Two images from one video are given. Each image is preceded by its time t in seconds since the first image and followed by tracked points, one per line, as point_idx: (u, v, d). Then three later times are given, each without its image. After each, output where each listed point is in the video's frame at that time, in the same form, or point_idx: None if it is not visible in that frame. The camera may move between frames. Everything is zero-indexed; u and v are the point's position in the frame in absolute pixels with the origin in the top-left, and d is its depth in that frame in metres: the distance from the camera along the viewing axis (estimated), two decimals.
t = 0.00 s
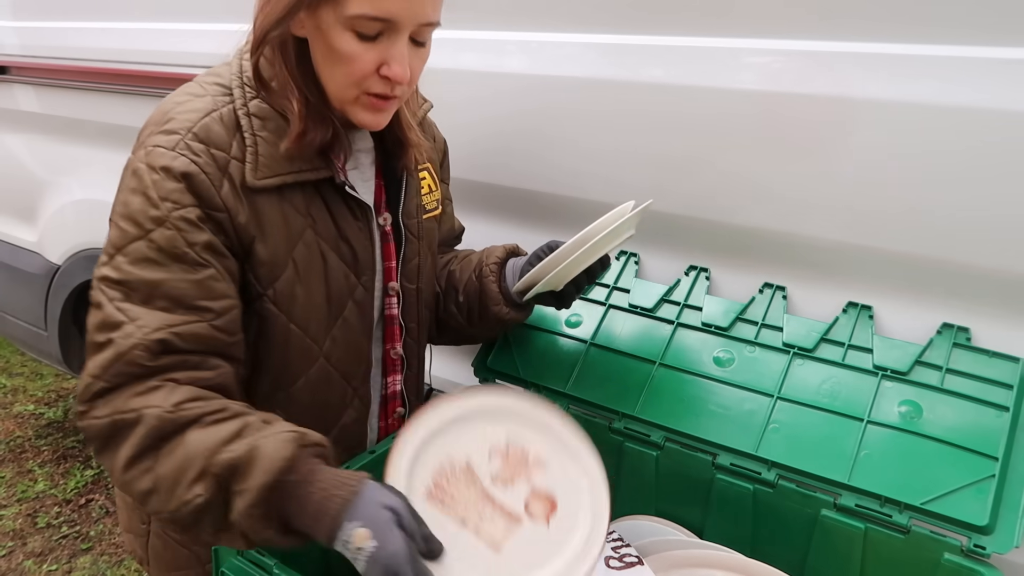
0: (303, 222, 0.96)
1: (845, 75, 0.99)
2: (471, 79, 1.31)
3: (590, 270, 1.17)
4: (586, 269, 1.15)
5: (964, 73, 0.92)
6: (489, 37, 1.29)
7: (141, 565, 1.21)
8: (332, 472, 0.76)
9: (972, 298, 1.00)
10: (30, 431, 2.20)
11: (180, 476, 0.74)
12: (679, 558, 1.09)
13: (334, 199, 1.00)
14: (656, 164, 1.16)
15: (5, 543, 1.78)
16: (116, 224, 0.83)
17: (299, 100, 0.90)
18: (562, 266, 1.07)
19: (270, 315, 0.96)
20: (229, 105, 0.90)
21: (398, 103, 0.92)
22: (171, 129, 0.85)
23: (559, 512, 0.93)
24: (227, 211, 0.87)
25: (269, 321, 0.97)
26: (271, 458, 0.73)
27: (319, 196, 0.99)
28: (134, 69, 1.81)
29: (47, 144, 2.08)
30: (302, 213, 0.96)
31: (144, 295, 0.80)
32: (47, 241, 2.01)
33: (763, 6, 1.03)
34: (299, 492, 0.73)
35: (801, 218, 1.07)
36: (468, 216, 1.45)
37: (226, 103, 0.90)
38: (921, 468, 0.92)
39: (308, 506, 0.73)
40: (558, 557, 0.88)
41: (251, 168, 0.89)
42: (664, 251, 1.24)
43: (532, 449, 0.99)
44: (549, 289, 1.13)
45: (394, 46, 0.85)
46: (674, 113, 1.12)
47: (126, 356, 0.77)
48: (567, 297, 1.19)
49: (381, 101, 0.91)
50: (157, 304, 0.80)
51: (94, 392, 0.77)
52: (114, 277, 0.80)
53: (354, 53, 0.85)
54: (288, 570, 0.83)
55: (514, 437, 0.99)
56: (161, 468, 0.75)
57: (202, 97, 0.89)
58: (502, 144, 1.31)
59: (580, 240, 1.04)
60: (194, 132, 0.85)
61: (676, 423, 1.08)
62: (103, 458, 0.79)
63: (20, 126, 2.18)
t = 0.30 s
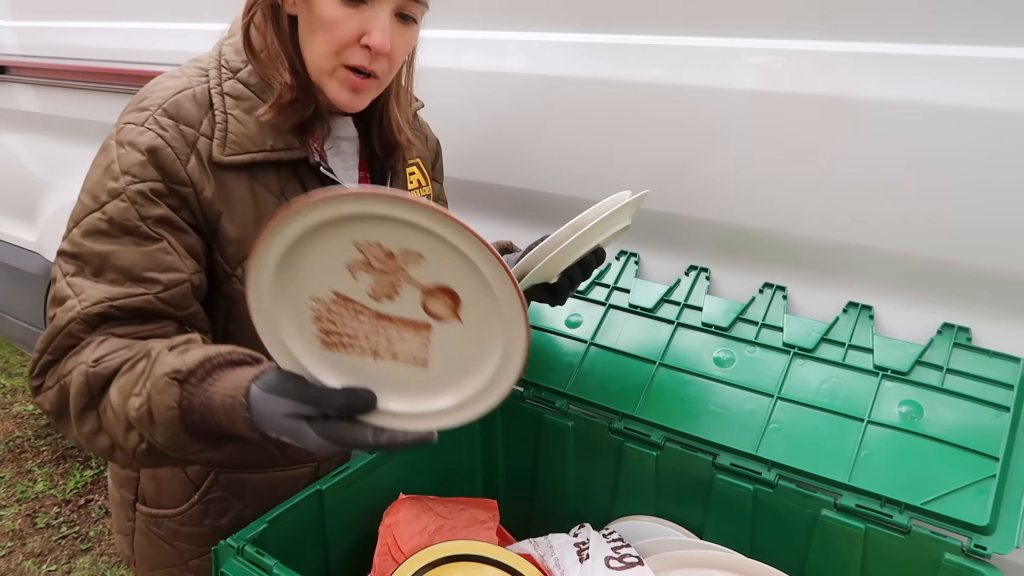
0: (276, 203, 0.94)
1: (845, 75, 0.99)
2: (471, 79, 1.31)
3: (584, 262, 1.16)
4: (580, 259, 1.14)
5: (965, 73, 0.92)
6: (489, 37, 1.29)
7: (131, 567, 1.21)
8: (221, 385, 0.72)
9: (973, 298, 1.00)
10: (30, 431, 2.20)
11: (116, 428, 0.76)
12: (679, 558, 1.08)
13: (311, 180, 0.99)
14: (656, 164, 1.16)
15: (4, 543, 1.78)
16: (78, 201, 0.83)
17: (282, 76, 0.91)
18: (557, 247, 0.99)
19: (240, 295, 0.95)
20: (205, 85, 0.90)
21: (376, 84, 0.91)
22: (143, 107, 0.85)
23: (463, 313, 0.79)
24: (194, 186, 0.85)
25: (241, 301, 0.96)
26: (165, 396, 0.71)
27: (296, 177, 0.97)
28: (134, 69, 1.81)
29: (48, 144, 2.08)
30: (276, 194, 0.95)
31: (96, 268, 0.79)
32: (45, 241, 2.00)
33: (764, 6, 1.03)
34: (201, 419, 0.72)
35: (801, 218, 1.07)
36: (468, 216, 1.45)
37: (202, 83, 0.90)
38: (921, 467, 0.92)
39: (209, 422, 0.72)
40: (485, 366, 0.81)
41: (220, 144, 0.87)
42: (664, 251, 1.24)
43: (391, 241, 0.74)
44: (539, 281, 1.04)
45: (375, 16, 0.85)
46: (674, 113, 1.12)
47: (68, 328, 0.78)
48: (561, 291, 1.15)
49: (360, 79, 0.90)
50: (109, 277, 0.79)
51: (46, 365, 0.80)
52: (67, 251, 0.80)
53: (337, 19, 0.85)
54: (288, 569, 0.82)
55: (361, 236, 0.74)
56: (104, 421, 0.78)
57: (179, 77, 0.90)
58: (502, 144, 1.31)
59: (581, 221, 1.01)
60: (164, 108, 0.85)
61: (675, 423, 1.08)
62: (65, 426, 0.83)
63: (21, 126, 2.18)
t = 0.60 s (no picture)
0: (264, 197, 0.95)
1: (846, 75, 0.99)
2: (471, 79, 1.31)
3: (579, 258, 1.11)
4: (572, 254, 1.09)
5: (965, 73, 0.92)
6: (489, 37, 1.29)
7: (128, 568, 1.21)
8: (194, 331, 0.76)
9: (973, 299, 1.00)
10: (30, 431, 2.20)
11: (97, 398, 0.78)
12: (680, 558, 1.08)
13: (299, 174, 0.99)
14: (656, 164, 1.16)
15: (4, 543, 1.78)
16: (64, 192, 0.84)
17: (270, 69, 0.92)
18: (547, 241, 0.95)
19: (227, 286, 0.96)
20: (191, 78, 0.91)
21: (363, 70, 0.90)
22: (130, 98, 0.86)
23: (425, 234, 0.79)
24: (180, 176, 0.86)
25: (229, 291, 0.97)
26: (139, 346, 0.74)
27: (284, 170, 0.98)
28: (134, 69, 1.82)
29: (47, 144, 2.08)
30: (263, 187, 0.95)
31: (81, 256, 0.81)
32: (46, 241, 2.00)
33: (765, 6, 1.03)
34: (177, 366, 0.75)
35: (801, 217, 1.07)
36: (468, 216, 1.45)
37: (189, 77, 0.91)
38: (921, 467, 0.92)
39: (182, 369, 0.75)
40: (458, 282, 0.81)
41: (205, 135, 0.88)
42: (664, 251, 1.25)
43: (344, 160, 0.76)
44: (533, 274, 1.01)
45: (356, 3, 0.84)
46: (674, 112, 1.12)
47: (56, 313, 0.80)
48: (553, 288, 1.11)
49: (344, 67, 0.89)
50: (95, 265, 0.82)
51: (32, 349, 0.84)
52: (52, 241, 0.82)
53: (318, 8, 0.84)
54: (288, 569, 0.82)
55: (316, 157, 0.77)
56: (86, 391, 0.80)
57: (167, 71, 0.91)
58: (502, 144, 1.31)
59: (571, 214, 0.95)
60: (150, 100, 0.85)
61: (675, 423, 1.08)
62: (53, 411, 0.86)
63: (20, 126, 2.18)
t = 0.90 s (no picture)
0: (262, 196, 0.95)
1: (845, 75, 0.99)
2: (471, 79, 1.31)
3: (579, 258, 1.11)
4: (570, 254, 1.09)
5: (965, 73, 0.92)
6: (489, 37, 1.29)
7: (128, 567, 1.21)
8: (201, 322, 0.76)
9: (973, 299, 1.00)
10: (30, 431, 2.20)
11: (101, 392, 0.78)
12: (680, 558, 1.08)
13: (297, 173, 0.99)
14: (656, 165, 1.16)
15: (4, 543, 1.78)
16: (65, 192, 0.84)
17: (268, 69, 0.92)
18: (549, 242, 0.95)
19: (226, 286, 0.96)
20: (190, 79, 0.91)
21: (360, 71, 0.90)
22: (129, 99, 0.86)
23: (433, 227, 0.79)
24: (179, 176, 0.86)
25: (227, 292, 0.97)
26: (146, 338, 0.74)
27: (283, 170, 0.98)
28: (134, 69, 1.82)
29: (47, 144, 2.08)
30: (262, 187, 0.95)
31: (83, 256, 0.82)
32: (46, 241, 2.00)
33: (765, 6, 1.03)
34: (184, 357, 0.75)
35: (801, 217, 1.07)
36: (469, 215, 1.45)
37: (187, 77, 0.91)
38: (920, 467, 0.92)
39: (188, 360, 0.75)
40: (465, 272, 0.81)
41: (204, 136, 0.88)
42: (664, 251, 1.25)
43: (355, 152, 0.76)
44: (532, 273, 1.01)
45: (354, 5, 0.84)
46: (674, 112, 1.12)
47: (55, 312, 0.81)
48: (552, 289, 1.11)
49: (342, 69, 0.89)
50: (97, 265, 0.82)
51: (34, 350, 0.84)
52: (52, 241, 0.82)
53: (316, 10, 0.84)
54: (287, 569, 0.82)
55: (327, 150, 0.77)
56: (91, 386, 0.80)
57: (165, 72, 0.91)
58: (502, 144, 1.31)
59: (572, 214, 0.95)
60: (149, 101, 0.86)
61: (675, 423, 1.08)
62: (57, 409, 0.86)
63: (20, 126, 2.18)
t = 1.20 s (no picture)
0: (263, 203, 0.96)
1: (845, 75, 0.99)
2: (471, 79, 1.31)
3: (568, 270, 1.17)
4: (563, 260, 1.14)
5: (965, 73, 0.92)
6: (489, 37, 1.29)
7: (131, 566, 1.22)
8: (206, 303, 0.68)
9: (972, 298, 1.00)
10: (30, 431, 2.20)
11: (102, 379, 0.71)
12: (680, 558, 1.09)
13: (296, 179, 0.99)
14: (655, 165, 1.16)
15: (5, 543, 1.78)
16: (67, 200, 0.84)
17: (280, 94, 0.92)
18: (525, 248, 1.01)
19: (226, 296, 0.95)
20: (187, 85, 0.90)
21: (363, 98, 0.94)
22: (126, 108, 0.86)
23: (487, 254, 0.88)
24: (179, 187, 0.86)
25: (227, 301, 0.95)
26: (157, 300, 0.67)
27: (280, 176, 0.98)
28: (134, 69, 1.82)
29: (47, 144, 2.08)
30: (260, 194, 0.95)
31: (90, 268, 0.80)
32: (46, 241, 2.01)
33: (765, 6, 1.03)
34: (183, 332, 0.67)
35: (801, 217, 1.07)
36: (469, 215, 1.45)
37: (185, 84, 0.91)
38: (920, 467, 0.92)
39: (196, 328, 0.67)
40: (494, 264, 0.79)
41: (203, 145, 0.88)
42: (663, 251, 1.25)
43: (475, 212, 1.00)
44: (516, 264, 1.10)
45: (363, 43, 0.87)
46: (675, 110, 1.12)
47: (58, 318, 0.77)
48: (544, 296, 1.16)
49: (346, 98, 0.93)
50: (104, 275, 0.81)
51: (37, 350, 0.79)
52: (55, 252, 0.81)
53: (325, 47, 0.86)
54: (287, 569, 0.83)
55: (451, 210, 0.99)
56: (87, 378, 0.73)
57: (162, 78, 0.91)
58: (502, 145, 1.31)
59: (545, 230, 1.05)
60: (146, 109, 0.86)
61: (675, 423, 1.08)
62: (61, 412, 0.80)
63: (20, 126, 2.18)
